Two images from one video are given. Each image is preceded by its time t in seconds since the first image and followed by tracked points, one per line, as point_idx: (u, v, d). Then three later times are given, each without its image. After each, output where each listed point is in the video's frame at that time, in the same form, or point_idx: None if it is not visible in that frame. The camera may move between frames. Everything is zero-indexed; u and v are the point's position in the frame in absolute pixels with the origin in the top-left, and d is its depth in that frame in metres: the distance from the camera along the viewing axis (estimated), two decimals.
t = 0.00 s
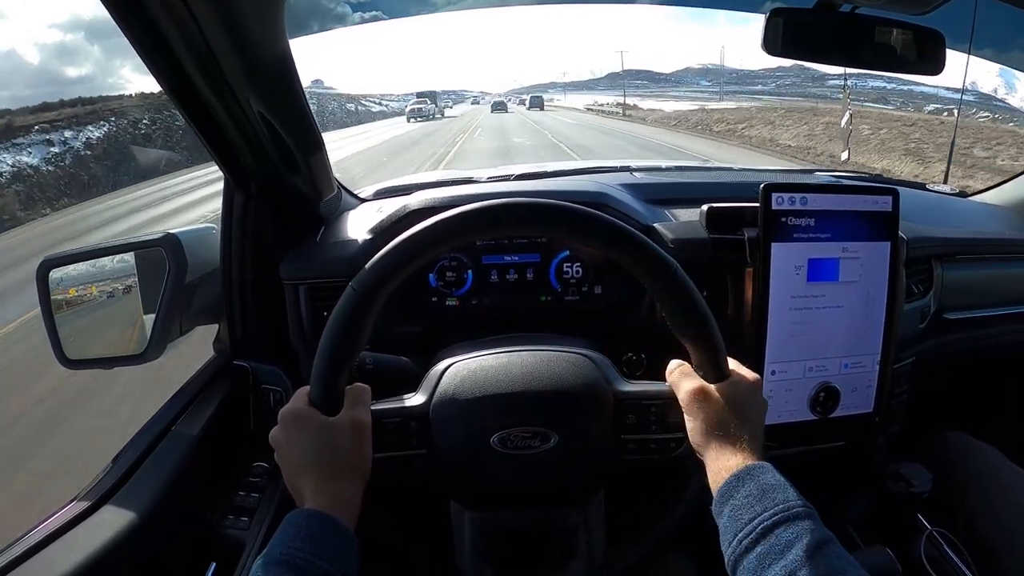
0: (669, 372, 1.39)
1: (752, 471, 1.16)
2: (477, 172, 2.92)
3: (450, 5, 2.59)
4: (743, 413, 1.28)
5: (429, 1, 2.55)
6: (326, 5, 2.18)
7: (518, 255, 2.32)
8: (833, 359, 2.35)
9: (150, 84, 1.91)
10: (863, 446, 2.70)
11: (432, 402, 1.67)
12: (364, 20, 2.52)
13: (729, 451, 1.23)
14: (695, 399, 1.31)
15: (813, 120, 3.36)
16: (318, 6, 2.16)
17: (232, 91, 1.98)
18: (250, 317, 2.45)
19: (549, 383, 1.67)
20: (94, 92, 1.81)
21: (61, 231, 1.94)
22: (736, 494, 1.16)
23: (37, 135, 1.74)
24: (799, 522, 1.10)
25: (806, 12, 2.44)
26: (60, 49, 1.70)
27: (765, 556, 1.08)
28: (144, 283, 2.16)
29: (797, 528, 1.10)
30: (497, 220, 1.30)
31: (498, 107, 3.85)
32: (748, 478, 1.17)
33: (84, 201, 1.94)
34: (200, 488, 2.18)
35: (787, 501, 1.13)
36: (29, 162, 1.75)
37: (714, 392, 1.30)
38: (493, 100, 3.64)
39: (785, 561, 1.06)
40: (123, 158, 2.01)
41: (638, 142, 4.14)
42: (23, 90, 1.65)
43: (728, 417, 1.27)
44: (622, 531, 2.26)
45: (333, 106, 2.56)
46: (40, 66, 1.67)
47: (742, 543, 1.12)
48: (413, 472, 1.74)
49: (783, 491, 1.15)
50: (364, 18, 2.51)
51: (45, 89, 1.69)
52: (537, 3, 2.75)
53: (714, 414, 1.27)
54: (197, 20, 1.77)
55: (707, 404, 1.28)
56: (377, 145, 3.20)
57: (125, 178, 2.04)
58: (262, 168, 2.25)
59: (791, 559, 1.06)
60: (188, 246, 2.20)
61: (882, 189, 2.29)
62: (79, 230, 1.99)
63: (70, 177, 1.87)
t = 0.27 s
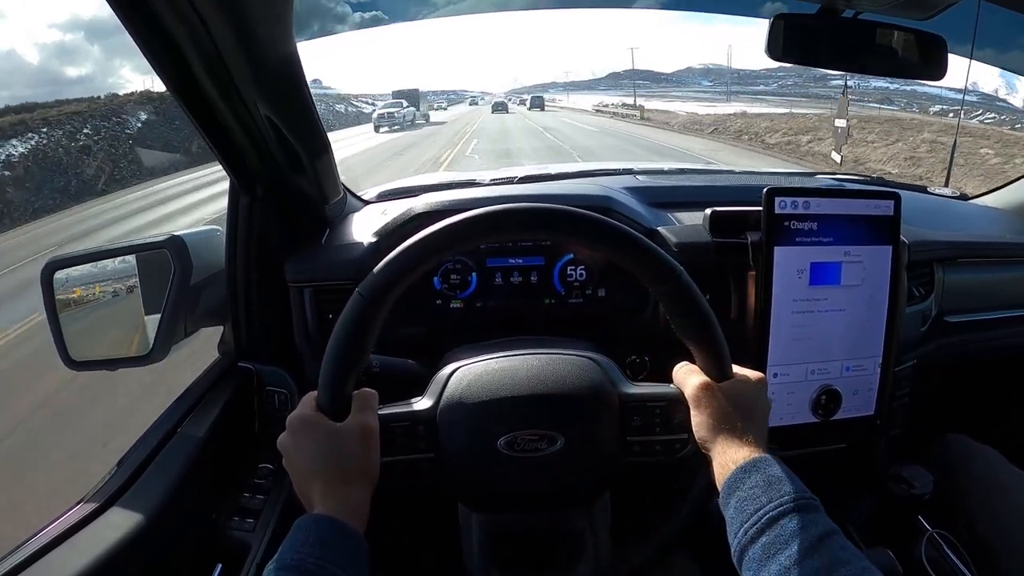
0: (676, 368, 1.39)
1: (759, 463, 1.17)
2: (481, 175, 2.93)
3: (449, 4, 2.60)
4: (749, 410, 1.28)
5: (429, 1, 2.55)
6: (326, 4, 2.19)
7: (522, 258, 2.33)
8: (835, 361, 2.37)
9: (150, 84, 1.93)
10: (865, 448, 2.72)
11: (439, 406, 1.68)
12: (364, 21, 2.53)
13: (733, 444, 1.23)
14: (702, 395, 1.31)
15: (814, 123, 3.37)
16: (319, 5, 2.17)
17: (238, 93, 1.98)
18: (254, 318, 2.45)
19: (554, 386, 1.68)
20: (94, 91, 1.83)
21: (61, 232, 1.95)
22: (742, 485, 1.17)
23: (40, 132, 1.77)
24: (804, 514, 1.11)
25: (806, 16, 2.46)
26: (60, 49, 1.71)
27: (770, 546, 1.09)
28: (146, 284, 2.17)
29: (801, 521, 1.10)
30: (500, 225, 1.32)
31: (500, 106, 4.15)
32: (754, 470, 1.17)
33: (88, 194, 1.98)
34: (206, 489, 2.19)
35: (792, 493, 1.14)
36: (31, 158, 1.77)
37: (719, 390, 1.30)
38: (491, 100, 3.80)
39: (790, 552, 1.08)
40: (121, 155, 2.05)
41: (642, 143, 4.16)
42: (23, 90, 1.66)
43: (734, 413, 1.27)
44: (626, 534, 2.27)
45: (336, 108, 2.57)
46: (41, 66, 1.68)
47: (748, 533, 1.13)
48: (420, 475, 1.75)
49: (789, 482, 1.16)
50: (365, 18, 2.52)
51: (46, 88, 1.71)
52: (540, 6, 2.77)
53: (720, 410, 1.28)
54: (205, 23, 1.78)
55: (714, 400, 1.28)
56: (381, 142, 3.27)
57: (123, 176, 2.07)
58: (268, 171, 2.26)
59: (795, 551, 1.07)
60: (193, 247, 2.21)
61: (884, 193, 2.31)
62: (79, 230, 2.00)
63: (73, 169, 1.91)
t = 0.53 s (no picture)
0: (675, 369, 1.38)
1: (749, 464, 1.18)
2: (481, 178, 2.93)
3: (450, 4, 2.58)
4: (745, 414, 1.28)
5: (429, 1, 2.55)
6: (326, 4, 2.20)
7: (522, 261, 2.33)
8: (834, 365, 2.37)
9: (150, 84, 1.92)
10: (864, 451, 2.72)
11: (438, 410, 1.69)
12: (364, 22, 2.54)
13: (728, 450, 1.23)
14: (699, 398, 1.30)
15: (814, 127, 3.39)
16: (319, 5, 2.17)
17: (240, 94, 1.99)
18: (254, 321, 2.45)
19: (554, 390, 1.69)
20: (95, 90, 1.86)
21: (61, 237, 1.98)
22: (734, 486, 1.17)
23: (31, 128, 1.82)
24: (794, 511, 1.12)
25: (806, 21, 2.46)
26: (60, 50, 1.74)
27: (760, 546, 1.10)
28: (145, 287, 2.18)
29: (790, 518, 1.11)
30: (501, 228, 1.32)
31: (500, 108, 4.34)
32: (745, 471, 1.18)
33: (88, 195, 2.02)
34: (205, 491, 2.19)
35: (781, 492, 1.15)
36: (22, 153, 1.82)
37: (716, 392, 1.29)
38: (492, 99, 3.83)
39: (779, 550, 1.08)
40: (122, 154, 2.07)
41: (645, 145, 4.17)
42: (23, 89, 1.69)
43: (730, 417, 1.27)
44: (626, 537, 2.27)
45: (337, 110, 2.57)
46: (40, 66, 1.70)
47: (740, 533, 1.14)
48: (420, 478, 1.75)
49: (779, 482, 1.17)
50: (365, 18, 2.53)
51: (46, 87, 1.74)
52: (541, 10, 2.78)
53: (715, 413, 1.27)
54: (206, 25, 1.78)
55: (710, 404, 1.28)
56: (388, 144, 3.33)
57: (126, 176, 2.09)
58: (268, 173, 2.26)
59: (785, 548, 1.08)
60: (194, 248, 2.22)
61: (883, 197, 2.31)
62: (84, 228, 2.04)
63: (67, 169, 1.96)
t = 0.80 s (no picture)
0: (670, 370, 1.38)
1: (743, 469, 1.17)
2: (478, 178, 2.93)
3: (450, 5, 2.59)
4: (740, 418, 1.28)
5: (429, 2, 2.55)
6: (327, 5, 2.20)
7: (518, 261, 2.33)
8: (831, 365, 2.37)
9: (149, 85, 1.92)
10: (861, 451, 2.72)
11: (432, 410, 1.68)
12: (363, 21, 2.54)
13: (722, 455, 1.23)
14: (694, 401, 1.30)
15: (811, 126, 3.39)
16: (320, 6, 2.17)
17: (233, 96, 1.98)
18: (251, 321, 2.46)
19: (548, 390, 1.68)
20: (95, 92, 1.82)
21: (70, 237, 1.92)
22: (729, 492, 1.17)
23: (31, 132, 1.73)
24: (789, 516, 1.12)
25: (804, 19, 2.46)
26: (60, 49, 1.70)
27: (755, 552, 1.10)
28: (145, 288, 2.19)
29: (786, 522, 1.11)
30: (494, 228, 1.32)
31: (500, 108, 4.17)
32: (739, 476, 1.18)
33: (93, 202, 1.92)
34: (201, 491, 2.19)
35: (776, 497, 1.14)
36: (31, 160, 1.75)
37: (712, 395, 1.29)
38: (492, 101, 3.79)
39: (775, 555, 1.08)
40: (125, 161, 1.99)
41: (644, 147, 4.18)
42: (23, 90, 1.63)
43: (725, 420, 1.27)
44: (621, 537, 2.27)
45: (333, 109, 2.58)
46: (41, 66, 1.65)
47: (735, 539, 1.14)
48: (413, 477, 1.75)
49: (773, 486, 1.16)
50: (364, 18, 2.53)
51: (46, 87, 1.68)
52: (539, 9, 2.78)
53: (710, 416, 1.27)
54: (200, 26, 1.78)
55: (706, 408, 1.28)
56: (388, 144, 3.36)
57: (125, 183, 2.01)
58: (262, 174, 2.25)
59: (780, 553, 1.08)
60: (191, 249, 2.24)
61: (880, 196, 2.31)
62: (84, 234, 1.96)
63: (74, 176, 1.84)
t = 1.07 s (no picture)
0: (670, 371, 1.39)
1: (741, 468, 1.18)
2: (477, 178, 2.93)
3: (449, 4, 2.59)
4: (739, 418, 1.29)
5: (429, 1, 2.56)
6: (326, 5, 2.20)
7: (517, 261, 2.34)
8: (830, 364, 2.37)
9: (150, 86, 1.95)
10: (860, 450, 2.72)
11: (433, 409, 1.69)
12: (364, 21, 2.55)
13: (721, 455, 1.24)
14: (694, 401, 1.31)
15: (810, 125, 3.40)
16: (320, 5, 2.17)
17: (233, 97, 1.98)
18: (251, 322, 2.44)
19: (549, 389, 1.69)
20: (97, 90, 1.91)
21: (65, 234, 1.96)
22: (727, 491, 1.18)
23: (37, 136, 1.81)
24: (787, 513, 1.13)
25: (803, 19, 2.47)
26: (59, 49, 1.88)
27: (754, 549, 1.10)
28: (144, 289, 2.19)
29: (784, 519, 1.12)
30: (495, 228, 1.32)
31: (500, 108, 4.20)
32: (737, 475, 1.18)
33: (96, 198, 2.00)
34: (201, 492, 2.20)
35: (774, 495, 1.15)
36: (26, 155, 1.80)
37: (712, 395, 1.30)
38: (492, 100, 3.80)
39: (773, 552, 1.09)
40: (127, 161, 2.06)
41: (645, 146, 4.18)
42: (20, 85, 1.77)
43: (725, 422, 1.27)
44: (621, 537, 2.27)
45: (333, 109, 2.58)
46: (39, 65, 1.87)
47: (734, 537, 1.14)
48: (414, 476, 1.76)
49: (771, 485, 1.17)
50: (364, 18, 2.54)
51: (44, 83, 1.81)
52: (538, 9, 2.78)
53: (711, 417, 1.28)
54: (199, 26, 1.78)
55: (706, 407, 1.29)
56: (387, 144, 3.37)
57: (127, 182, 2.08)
58: (262, 174, 2.25)
59: (779, 551, 1.08)
60: (190, 250, 2.22)
61: (878, 196, 2.31)
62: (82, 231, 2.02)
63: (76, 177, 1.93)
